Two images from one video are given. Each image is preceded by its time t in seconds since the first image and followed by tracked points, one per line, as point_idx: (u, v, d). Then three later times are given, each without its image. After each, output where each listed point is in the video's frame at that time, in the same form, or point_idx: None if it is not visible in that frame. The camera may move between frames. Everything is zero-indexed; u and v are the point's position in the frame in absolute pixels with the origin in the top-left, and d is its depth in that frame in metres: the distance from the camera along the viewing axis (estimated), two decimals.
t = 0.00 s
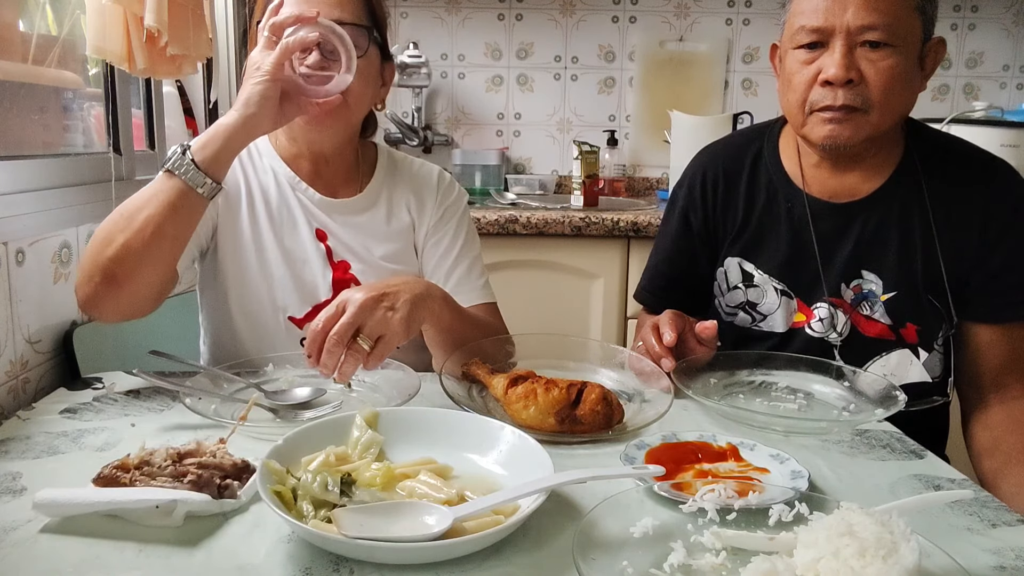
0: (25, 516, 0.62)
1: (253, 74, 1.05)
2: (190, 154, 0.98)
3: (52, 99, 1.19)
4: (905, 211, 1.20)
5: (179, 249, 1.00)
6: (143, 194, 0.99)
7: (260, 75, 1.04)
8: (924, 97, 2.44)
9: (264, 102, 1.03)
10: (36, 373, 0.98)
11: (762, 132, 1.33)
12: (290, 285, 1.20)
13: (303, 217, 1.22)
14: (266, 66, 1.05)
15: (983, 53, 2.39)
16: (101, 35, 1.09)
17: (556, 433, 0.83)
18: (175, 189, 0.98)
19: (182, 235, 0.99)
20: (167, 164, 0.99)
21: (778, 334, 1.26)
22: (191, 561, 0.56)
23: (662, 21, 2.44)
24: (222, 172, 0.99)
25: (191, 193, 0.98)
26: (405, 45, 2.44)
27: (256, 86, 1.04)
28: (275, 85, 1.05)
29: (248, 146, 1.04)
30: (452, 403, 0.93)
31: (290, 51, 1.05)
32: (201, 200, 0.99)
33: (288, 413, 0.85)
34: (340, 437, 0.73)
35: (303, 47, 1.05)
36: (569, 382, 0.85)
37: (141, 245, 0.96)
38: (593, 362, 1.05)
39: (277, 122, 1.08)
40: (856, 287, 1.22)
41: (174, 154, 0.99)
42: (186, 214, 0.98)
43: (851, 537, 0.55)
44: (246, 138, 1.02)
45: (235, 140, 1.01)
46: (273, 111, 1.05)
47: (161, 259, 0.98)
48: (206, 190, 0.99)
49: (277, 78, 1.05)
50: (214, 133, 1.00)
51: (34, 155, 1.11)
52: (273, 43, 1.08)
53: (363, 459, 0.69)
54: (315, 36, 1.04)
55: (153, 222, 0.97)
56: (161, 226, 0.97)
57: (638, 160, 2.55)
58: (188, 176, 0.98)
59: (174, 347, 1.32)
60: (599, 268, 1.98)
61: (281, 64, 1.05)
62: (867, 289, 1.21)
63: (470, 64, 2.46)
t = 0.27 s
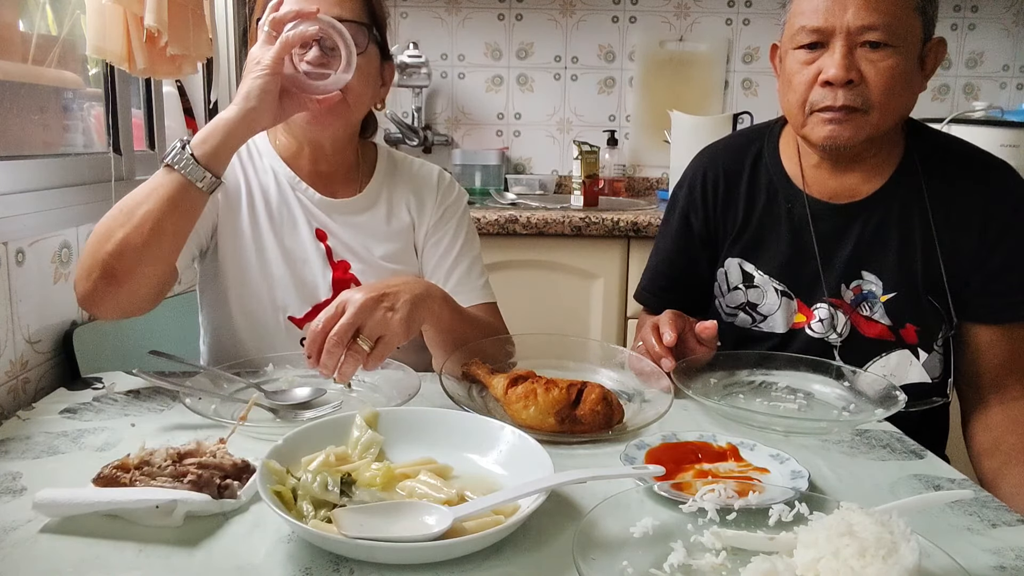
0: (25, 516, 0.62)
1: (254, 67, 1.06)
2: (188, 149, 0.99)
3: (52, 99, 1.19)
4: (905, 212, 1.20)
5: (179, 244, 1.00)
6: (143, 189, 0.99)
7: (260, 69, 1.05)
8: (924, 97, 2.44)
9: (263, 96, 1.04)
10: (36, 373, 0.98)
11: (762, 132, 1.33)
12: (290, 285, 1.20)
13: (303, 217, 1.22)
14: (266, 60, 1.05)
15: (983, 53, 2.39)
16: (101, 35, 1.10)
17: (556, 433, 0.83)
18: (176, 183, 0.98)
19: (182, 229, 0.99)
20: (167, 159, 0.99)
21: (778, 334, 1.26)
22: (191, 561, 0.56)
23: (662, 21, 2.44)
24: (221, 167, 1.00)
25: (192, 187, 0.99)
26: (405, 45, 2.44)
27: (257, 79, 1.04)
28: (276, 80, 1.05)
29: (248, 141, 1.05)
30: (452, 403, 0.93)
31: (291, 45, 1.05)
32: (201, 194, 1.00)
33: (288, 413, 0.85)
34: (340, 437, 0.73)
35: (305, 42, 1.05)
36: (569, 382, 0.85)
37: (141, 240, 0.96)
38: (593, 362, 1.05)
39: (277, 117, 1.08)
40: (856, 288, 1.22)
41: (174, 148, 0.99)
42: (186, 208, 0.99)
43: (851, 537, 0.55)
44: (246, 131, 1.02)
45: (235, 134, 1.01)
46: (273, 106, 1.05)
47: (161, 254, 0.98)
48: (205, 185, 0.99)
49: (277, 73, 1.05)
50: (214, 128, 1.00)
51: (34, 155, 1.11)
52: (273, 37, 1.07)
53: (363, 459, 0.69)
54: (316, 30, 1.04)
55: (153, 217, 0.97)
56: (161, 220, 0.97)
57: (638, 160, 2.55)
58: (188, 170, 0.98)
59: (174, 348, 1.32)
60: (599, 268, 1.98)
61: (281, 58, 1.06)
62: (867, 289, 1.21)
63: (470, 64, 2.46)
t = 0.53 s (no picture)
0: (25, 516, 0.62)
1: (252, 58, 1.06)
2: (187, 141, 0.98)
3: (52, 100, 1.19)
4: (905, 212, 1.20)
5: (179, 236, 1.00)
6: (143, 181, 0.99)
7: (259, 60, 1.05)
8: (924, 97, 2.44)
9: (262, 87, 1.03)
10: (36, 373, 0.98)
11: (762, 132, 1.33)
12: (290, 284, 1.20)
13: (304, 216, 1.22)
14: (265, 51, 1.05)
15: (983, 53, 2.39)
16: (101, 35, 1.10)
17: (556, 433, 0.83)
18: (175, 174, 0.98)
19: (182, 221, 0.99)
20: (167, 151, 0.99)
21: (778, 334, 1.26)
22: (191, 561, 0.56)
23: (662, 21, 2.44)
24: (220, 158, 0.99)
25: (191, 177, 0.98)
26: (405, 45, 2.44)
27: (255, 70, 1.04)
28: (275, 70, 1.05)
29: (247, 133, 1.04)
30: (452, 403, 0.93)
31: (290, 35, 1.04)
32: (201, 185, 0.99)
33: (288, 413, 0.85)
34: (340, 438, 0.73)
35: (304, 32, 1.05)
36: (569, 382, 0.85)
37: (141, 231, 0.96)
38: (593, 361, 1.05)
39: (275, 108, 1.08)
40: (856, 288, 1.22)
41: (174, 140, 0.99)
42: (185, 200, 0.98)
43: (851, 537, 0.55)
44: (246, 123, 1.02)
45: (234, 126, 1.01)
46: (271, 97, 1.05)
47: (160, 246, 0.98)
48: (205, 176, 0.99)
49: (275, 64, 1.05)
50: (213, 119, 1.00)
51: (34, 155, 1.11)
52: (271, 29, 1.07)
53: (363, 459, 0.69)
54: (314, 21, 1.03)
55: (152, 208, 0.96)
56: (161, 212, 0.97)
57: (638, 160, 2.55)
58: (187, 161, 0.98)
59: (173, 348, 1.32)
60: (599, 268, 1.98)
61: (279, 49, 1.06)
62: (867, 290, 1.21)
63: (470, 64, 2.46)
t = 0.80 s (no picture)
0: (25, 516, 0.62)
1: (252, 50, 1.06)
2: (188, 133, 0.99)
3: (52, 100, 1.19)
4: (905, 212, 1.19)
5: (179, 229, 1.00)
6: (142, 174, 0.99)
7: (259, 52, 1.05)
8: (924, 97, 2.44)
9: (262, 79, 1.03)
10: (36, 373, 0.98)
11: (762, 132, 1.33)
12: (290, 284, 1.20)
13: (304, 216, 1.22)
14: (264, 44, 1.05)
15: (983, 53, 2.39)
16: (102, 35, 1.10)
17: (556, 433, 0.83)
18: (174, 167, 0.98)
19: (182, 213, 0.99)
20: (167, 144, 0.99)
21: (778, 335, 1.26)
22: (191, 561, 0.56)
23: (662, 21, 2.44)
24: (221, 153, 1.00)
25: (191, 170, 0.99)
26: (405, 45, 2.44)
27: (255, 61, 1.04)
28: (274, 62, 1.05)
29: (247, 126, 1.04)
30: (452, 403, 0.93)
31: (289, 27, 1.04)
32: (200, 178, 0.99)
33: (288, 413, 0.85)
34: (340, 437, 0.73)
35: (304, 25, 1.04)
36: (569, 382, 0.86)
37: (140, 224, 0.96)
38: (593, 361, 1.05)
39: (275, 102, 1.08)
40: (856, 288, 1.22)
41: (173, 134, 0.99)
42: (185, 192, 0.98)
43: (851, 537, 0.55)
44: (245, 115, 1.02)
45: (234, 119, 1.01)
46: (270, 90, 1.05)
47: (160, 239, 0.98)
48: (205, 169, 0.99)
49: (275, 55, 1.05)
50: (213, 112, 1.00)
51: (35, 155, 1.11)
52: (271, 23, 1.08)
53: (363, 459, 0.69)
54: (313, 14, 1.03)
55: (152, 200, 0.97)
56: (160, 204, 0.97)
57: (638, 160, 2.55)
58: (187, 153, 0.98)
59: (174, 348, 1.32)
60: (599, 268, 1.98)
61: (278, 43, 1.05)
62: (867, 290, 1.21)
63: (470, 64, 2.46)
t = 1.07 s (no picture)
0: (25, 516, 0.62)
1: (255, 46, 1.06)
2: (188, 129, 0.99)
3: (52, 100, 1.19)
4: (905, 212, 1.19)
5: (180, 224, 1.00)
6: (144, 170, 0.99)
7: (261, 48, 1.05)
8: (924, 97, 2.44)
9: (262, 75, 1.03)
10: (36, 373, 0.98)
11: (762, 132, 1.33)
12: (290, 284, 1.21)
13: (304, 216, 1.22)
14: (267, 40, 1.05)
15: (983, 53, 2.39)
16: (101, 35, 1.10)
17: (556, 433, 0.83)
18: (176, 162, 0.98)
19: (183, 209, 0.99)
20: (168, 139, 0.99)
21: (778, 335, 1.26)
22: (191, 561, 0.56)
23: (662, 21, 2.44)
24: (222, 147, 1.00)
25: (192, 166, 0.98)
26: (405, 45, 2.44)
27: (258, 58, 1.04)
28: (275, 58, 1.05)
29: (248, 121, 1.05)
30: (452, 403, 0.93)
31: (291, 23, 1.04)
32: (201, 174, 0.99)
33: (288, 413, 0.85)
34: (340, 437, 0.73)
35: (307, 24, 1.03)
36: (569, 382, 0.86)
37: (141, 219, 0.96)
38: (593, 361, 1.05)
39: (275, 98, 1.08)
40: (856, 288, 1.22)
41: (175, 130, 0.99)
42: (185, 188, 0.98)
43: (851, 537, 0.55)
44: (244, 111, 1.03)
45: (234, 115, 1.01)
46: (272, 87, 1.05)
47: (160, 235, 0.98)
48: (206, 164, 0.99)
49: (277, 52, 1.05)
50: (213, 107, 1.00)
51: (34, 154, 1.11)
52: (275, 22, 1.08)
53: (363, 459, 0.69)
54: (315, 13, 1.02)
55: (153, 195, 0.97)
56: (161, 199, 0.97)
57: (638, 160, 2.55)
58: (187, 149, 0.98)
59: (174, 348, 1.32)
60: (599, 267, 1.98)
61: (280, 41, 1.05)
62: (867, 290, 1.21)
63: (470, 64, 2.46)
